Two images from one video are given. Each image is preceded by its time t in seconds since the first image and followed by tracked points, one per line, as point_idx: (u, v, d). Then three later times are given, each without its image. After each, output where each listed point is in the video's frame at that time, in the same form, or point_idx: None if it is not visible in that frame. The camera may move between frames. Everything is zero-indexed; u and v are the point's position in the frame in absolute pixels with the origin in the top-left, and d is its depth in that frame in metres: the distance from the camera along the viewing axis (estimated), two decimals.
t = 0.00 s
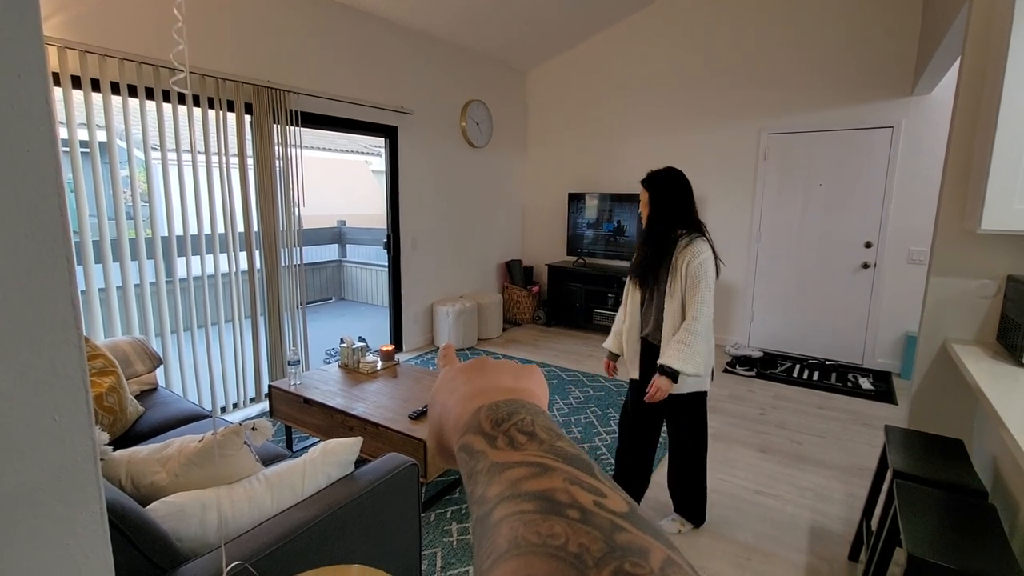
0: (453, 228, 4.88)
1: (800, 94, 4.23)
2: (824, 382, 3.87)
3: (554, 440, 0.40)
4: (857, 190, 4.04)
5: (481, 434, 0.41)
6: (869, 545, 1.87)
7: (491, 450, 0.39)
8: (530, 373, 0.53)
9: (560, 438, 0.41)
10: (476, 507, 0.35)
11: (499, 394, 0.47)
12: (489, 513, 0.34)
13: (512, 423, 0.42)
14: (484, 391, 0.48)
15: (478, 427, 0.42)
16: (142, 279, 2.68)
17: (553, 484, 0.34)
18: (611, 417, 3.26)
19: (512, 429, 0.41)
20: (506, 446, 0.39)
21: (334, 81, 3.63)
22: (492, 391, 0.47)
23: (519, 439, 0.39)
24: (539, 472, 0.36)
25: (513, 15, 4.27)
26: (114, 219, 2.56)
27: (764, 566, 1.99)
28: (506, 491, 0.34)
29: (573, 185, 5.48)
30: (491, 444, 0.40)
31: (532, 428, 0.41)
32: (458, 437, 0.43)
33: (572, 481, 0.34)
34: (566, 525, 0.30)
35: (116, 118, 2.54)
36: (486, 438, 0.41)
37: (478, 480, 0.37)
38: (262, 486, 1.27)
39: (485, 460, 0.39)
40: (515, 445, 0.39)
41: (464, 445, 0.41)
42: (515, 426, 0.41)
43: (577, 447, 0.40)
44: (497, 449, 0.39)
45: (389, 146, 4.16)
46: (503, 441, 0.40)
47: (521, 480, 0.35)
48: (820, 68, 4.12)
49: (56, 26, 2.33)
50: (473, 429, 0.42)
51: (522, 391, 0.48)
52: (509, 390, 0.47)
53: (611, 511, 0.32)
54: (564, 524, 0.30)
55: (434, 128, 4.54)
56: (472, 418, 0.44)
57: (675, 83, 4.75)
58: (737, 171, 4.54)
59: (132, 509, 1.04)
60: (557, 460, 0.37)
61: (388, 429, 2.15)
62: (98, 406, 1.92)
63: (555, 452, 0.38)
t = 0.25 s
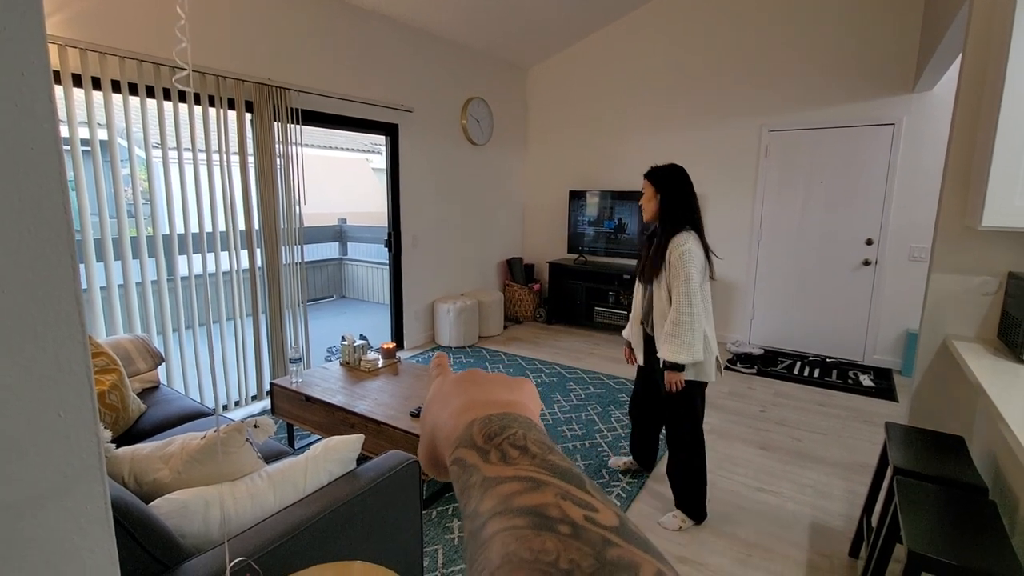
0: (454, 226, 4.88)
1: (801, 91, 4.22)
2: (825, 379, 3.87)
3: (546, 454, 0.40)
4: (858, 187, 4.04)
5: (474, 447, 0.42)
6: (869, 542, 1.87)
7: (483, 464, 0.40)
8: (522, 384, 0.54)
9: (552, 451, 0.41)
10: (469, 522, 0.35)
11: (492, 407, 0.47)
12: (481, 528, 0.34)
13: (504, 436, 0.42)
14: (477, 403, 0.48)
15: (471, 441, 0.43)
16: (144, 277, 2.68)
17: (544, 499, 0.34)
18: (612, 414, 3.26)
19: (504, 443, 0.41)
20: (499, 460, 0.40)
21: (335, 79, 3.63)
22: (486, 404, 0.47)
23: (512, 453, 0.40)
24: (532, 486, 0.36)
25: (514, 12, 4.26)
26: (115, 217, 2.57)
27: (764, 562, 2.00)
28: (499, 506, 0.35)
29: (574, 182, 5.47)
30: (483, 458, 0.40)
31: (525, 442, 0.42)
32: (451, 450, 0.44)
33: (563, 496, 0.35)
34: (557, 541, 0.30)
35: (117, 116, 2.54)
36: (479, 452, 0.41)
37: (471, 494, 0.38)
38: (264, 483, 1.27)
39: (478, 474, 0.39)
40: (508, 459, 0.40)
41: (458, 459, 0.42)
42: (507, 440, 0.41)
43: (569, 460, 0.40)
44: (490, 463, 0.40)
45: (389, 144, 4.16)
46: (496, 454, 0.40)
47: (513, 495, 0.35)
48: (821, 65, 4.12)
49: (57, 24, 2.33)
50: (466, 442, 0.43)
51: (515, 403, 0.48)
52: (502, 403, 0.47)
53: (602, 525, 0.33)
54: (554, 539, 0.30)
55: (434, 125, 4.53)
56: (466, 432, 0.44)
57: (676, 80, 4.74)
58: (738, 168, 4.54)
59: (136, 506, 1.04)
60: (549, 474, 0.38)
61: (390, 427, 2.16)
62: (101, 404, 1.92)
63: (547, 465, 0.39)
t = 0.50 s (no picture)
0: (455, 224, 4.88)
1: (803, 88, 4.20)
2: (827, 377, 3.87)
3: (532, 477, 0.38)
4: (860, 184, 4.03)
5: (458, 470, 0.40)
6: (872, 538, 1.87)
7: (468, 488, 0.38)
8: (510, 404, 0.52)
9: (538, 475, 0.39)
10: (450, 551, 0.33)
11: (477, 427, 0.45)
12: (463, 557, 0.32)
13: (489, 458, 0.40)
14: (462, 423, 0.46)
15: (455, 464, 0.40)
16: (146, 276, 2.69)
17: (529, 525, 0.32)
18: (613, 412, 3.27)
19: (489, 466, 0.39)
20: (483, 484, 0.38)
21: (336, 77, 3.63)
22: (471, 425, 0.45)
23: (496, 477, 0.38)
24: (515, 512, 0.34)
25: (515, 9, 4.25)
26: (117, 216, 2.58)
27: (766, 559, 2.00)
28: (482, 533, 0.33)
29: (575, 180, 5.46)
30: (467, 482, 0.38)
31: (511, 464, 0.40)
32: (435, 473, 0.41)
33: (549, 521, 0.33)
34: (541, 568, 0.28)
35: (118, 115, 2.55)
36: (464, 475, 0.39)
37: (454, 520, 0.35)
38: (267, 480, 1.28)
39: (462, 499, 0.37)
40: (493, 482, 0.37)
41: (441, 483, 0.40)
42: (492, 463, 0.39)
43: (555, 482, 0.38)
44: (474, 487, 0.37)
45: (390, 142, 4.16)
46: (480, 477, 0.38)
47: (497, 520, 0.33)
48: (823, 62, 4.10)
49: (58, 23, 2.33)
50: (450, 465, 0.41)
51: (501, 425, 0.46)
52: (487, 424, 0.45)
53: (588, 553, 0.31)
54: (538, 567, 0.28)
55: (435, 123, 4.53)
56: (449, 454, 0.42)
57: (677, 78, 4.73)
58: (739, 165, 4.53)
59: (139, 502, 1.04)
60: (534, 499, 0.35)
61: (391, 424, 2.16)
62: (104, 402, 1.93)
63: (533, 488, 0.37)
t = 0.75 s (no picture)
0: (456, 222, 4.88)
1: (805, 85, 4.19)
2: (829, 375, 3.86)
3: (529, 523, 0.37)
4: (863, 182, 4.02)
5: (455, 518, 0.38)
6: (873, 537, 1.87)
7: (465, 536, 0.37)
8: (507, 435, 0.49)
9: (535, 520, 0.38)
10: None
11: (475, 469, 0.43)
12: None
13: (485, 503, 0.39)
14: (456, 459, 0.44)
15: (451, 509, 0.39)
16: (149, 274, 2.70)
17: None
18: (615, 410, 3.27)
19: (486, 512, 0.37)
20: (480, 531, 0.36)
21: (337, 76, 3.63)
22: (468, 467, 0.43)
23: (494, 527, 0.36)
24: (510, 564, 0.33)
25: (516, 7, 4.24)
26: (120, 215, 2.58)
27: (767, 558, 2.00)
28: None
29: (577, 179, 5.45)
30: (465, 531, 0.37)
31: (508, 508, 0.38)
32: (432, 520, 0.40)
33: None
34: None
35: (120, 114, 2.55)
36: (461, 522, 0.38)
37: None
38: (269, 478, 1.28)
39: (460, 552, 0.36)
40: (491, 533, 0.36)
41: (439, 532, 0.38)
42: (489, 508, 0.38)
43: (552, 530, 0.37)
44: (471, 537, 0.36)
45: (392, 140, 4.16)
46: (478, 527, 0.37)
47: None
48: (825, 59, 4.08)
49: (59, 22, 2.33)
50: (446, 511, 0.39)
51: (499, 465, 0.44)
52: (485, 466, 0.42)
53: None
54: None
55: (436, 121, 4.52)
56: (445, 497, 0.41)
57: (679, 76, 4.71)
58: (741, 163, 4.52)
59: (141, 500, 1.05)
60: (534, 552, 0.34)
61: (393, 422, 2.17)
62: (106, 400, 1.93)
63: (532, 540, 0.35)
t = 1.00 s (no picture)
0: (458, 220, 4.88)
1: (809, 83, 4.17)
2: (831, 373, 3.85)
3: None
4: (866, 180, 4.00)
5: None
6: (877, 536, 1.87)
7: None
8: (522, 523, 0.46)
9: None
10: None
11: (486, 562, 0.39)
12: None
13: None
14: (470, 544, 0.41)
15: None
16: (151, 272, 2.70)
17: None
18: (617, 408, 3.26)
19: None
20: None
21: (339, 74, 3.62)
22: (479, 559, 0.39)
23: None
24: None
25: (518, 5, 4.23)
26: (121, 213, 2.58)
27: (770, 556, 1.99)
28: None
29: (579, 177, 5.44)
30: None
31: None
32: None
33: None
34: None
35: (122, 112, 2.55)
36: None
37: None
38: (271, 476, 1.28)
39: None
40: None
41: None
42: None
43: None
44: None
45: (393, 138, 4.15)
46: None
47: None
48: (829, 56, 4.07)
49: (60, 20, 2.33)
50: None
51: (511, 555, 0.40)
52: (497, 558, 0.39)
53: None
54: None
55: (438, 120, 4.51)
56: None
57: (681, 73, 4.70)
58: (744, 161, 4.50)
59: (143, 498, 1.05)
60: None
61: (395, 421, 2.17)
62: (109, 399, 1.93)
63: None
